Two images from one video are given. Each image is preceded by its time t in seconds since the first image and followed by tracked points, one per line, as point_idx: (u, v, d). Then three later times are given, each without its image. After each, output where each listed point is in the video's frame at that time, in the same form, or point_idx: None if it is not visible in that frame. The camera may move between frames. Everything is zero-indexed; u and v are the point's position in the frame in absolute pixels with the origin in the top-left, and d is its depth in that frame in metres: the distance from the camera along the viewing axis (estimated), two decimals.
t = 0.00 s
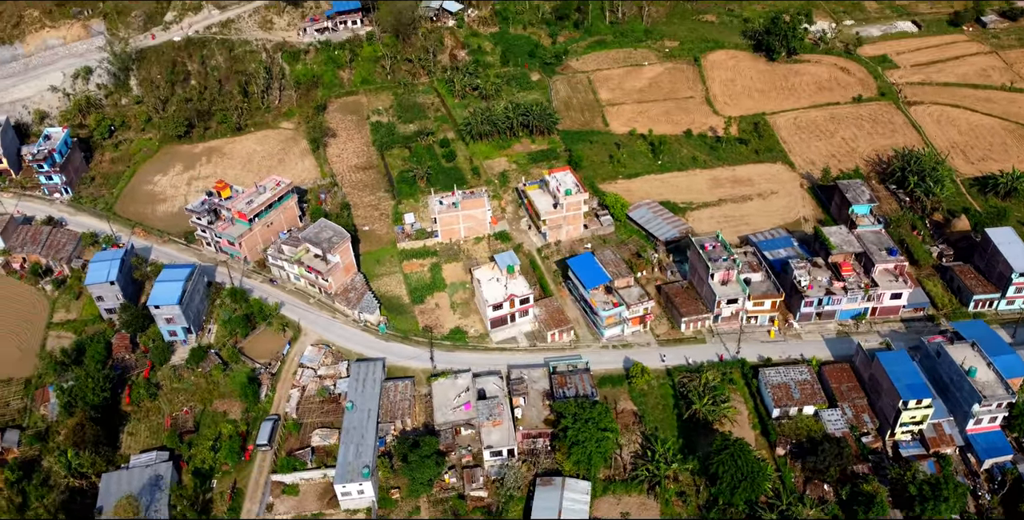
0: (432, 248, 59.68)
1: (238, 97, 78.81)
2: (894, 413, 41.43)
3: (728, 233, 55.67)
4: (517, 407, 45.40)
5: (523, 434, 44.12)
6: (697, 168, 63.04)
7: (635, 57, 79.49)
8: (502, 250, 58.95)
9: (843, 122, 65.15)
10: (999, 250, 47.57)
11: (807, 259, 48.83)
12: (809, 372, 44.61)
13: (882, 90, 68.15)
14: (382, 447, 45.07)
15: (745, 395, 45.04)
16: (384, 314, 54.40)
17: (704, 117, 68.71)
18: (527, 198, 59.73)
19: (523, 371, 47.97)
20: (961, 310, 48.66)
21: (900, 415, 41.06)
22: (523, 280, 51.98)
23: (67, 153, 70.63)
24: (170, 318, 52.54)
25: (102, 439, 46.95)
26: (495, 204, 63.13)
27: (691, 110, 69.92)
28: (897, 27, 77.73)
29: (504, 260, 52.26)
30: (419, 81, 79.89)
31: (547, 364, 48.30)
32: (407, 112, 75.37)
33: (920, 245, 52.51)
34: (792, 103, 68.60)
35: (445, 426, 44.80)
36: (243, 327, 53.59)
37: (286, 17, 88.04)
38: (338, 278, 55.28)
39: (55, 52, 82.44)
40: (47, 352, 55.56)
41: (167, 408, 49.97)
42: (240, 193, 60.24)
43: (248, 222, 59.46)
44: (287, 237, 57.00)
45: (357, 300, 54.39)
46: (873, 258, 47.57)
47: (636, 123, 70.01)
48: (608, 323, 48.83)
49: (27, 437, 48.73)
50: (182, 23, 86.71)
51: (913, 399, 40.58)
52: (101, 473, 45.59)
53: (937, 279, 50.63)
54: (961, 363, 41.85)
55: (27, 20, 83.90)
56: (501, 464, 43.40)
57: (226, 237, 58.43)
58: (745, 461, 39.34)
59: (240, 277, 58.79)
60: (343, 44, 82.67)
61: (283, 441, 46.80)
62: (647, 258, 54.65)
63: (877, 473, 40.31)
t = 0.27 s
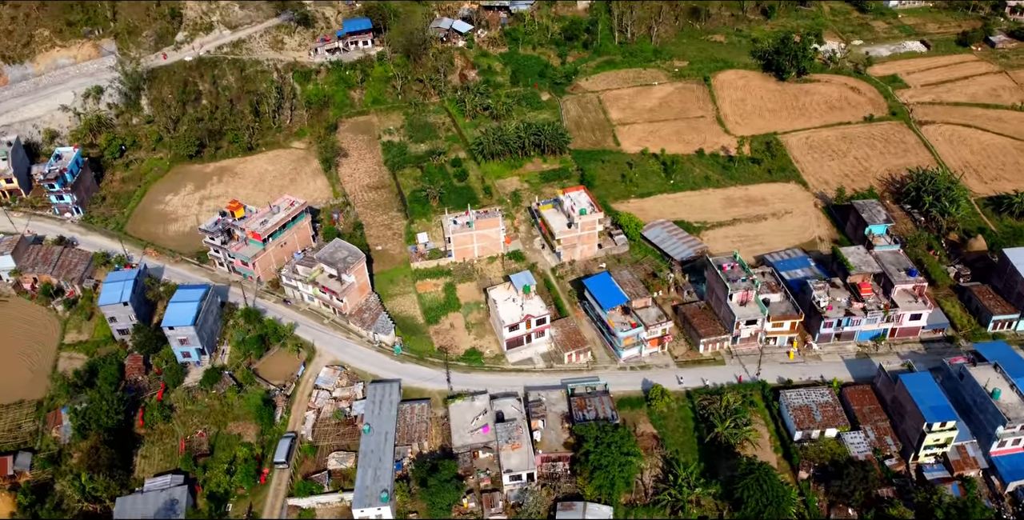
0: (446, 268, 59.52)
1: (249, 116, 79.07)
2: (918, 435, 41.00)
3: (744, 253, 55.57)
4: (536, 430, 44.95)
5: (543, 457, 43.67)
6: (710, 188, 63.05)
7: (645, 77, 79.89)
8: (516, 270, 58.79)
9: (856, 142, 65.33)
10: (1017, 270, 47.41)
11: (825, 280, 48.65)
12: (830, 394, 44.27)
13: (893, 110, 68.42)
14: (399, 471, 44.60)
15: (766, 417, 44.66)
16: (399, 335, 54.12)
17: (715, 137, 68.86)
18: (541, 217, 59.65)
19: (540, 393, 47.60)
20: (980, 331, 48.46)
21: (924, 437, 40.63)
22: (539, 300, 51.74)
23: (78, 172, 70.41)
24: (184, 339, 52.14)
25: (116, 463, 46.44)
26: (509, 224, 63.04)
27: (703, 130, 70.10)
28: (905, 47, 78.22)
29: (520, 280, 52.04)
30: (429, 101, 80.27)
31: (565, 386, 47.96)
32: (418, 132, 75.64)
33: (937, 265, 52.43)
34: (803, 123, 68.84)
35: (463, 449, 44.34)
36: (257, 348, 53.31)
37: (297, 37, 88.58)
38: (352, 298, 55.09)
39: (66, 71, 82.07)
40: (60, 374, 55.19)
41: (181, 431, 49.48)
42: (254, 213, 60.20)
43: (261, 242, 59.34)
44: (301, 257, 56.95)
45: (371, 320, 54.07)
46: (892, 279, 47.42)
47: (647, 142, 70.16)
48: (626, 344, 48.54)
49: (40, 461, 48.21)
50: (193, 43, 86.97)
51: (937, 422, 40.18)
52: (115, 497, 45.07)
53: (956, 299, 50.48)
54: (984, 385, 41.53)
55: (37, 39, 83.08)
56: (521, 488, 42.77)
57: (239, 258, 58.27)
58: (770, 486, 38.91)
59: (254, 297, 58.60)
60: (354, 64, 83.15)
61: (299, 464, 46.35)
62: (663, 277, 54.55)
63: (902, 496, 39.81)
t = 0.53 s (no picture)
0: (459, 287, 59.32)
1: (260, 135, 79.28)
2: (941, 457, 40.59)
3: (759, 273, 55.47)
4: (554, 452, 44.58)
5: (562, 480, 43.26)
6: (722, 206, 63.04)
7: (654, 95, 80.24)
8: (530, 289, 58.61)
9: (867, 161, 65.44)
10: None
11: (843, 299, 48.44)
12: (851, 415, 43.92)
13: (904, 129, 68.61)
14: (416, 494, 44.18)
15: (786, 439, 44.32)
16: (413, 355, 53.82)
17: (726, 156, 68.98)
18: (554, 236, 59.53)
19: (557, 415, 47.26)
20: (999, 351, 48.23)
21: (947, 459, 40.24)
22: (554, 320, 51.50)
23: (88, 191, 70.24)
24: (197, 360, 51.79)
25: (129, 486, 45.98)
26: (521, 242, 62.95)
27: (714, 149, 70.22)
28: (914, 66, 78.63)
29: (534, 300, 51.97)
30: (439, 120, 80.64)
31: (582, 407, 47.63)
32: (428, 151, 75.87)
33: (953, 285, 52.31)
34: (814, 142, 68.99)
35: (479, 472, 43.95)
36: (270, 369, 52.99)
37: (307, 56, 89.03)
38: (366, 318, 54.86)
39: (75, 91, 81.96)
40: (71, 395, 54.79)
41: (194, 453, 49.02)
42: (266, 232, 60.05)
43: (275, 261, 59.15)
44: (314, 277, 56.83)
45: (385, 341, 53.83)
46: (911, 299, 47.17)
47: (658, 161, 70.26)
48: (643, 365, 48.20)
49: (51, 483, 47.74)
50: (204, 62, 86.93)
51: (960, 444, 39.81)
52: None
53: (973, 319, 50.29)
54: (1006, 406, 41.25)
55: (47, 58, 83.34)
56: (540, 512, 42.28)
57: (252, 277, 58.04)
58: (795, 510, 38.62)
59: (266, 317, 58.37)
60: (364, 84, 83.59)
61: (314, 487, 45.93)
62: (678, 297, 54.37)
63: None
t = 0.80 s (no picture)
0: (471, 305, 59.11)
1: (269, 153, 79.42)
2: (962, 479, 40.19)
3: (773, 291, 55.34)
4: (571, 474, 44.39)
5: (580, 503, 43.01)
6: (734, 224, 63.00)
7: (662, 113, 80.52)
8: (542, 307, 58.42)
9: (878, 179, 65.51)
10: None
11: (860, 319, 48.26)
12: (870, 436, 43.49)
13: (914, 146, 68.79)
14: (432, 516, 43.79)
15: (805, 460, 43.94)
16: (426, 374, 53.51)
17: (737, 174, 69.04)
18: (566, 253, 59.36)
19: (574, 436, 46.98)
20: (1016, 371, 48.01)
21: (969, 481, 39.83)
22: (568, 339, 51.19)
23: (97, 210, 70.13)
24: (209, 380, 51.44)
25: (141, 508, 45.53)
26: (533, 260, 62.85)
27: (724, 167, 70.30)
28: (922, 84, 78.99)
29: (549, 319, 51.70)
30: (448, 138, 80.90)
31: (599, 428, 47.33)
32: (437, 169, 76.01)
33: (969, 303, 52.18)
34: (824, 159, 69.11)
35: (495, 494, 43.37)
36: (283, 389, 52.70)
37: (317, 74, 89.50)
38: (379, 337, 54.67)
39: (84, 108, 82.20)
40: (81, 415, 54.41)
41: (206, 474, 48.58)
42: (278, 250, 59.93)
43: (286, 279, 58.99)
44: (327, 295, 56.70)
45: (398, 360, 53.59)
46: (928, 318, 46.93)
47: (668, 178, 70.32)
48: (660, 385, 47.96)
49: (62, 505, 47.26)
50: (213, 81, 87.36)
51: (982, 465, 39.42)
52: None
53: (989, 338, 50.10)
54: None
55: (56, 75, 83.56)
56: None
57: (263, 295, 57.79)
58: None
59: (278, 336, 58.11)
60: (374, 102, 83.94)
61: (328, 509, 45.48)
62: (692, 315, 54.15)
63: None
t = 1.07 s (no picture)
0: (484, 326, 58.84)
1: (280, 174, 79.53)
2: (986, 504, 39.90)
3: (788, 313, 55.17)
4: (590, 500, 43.91)
5: None
6: (747, 245, 62.92)
7: (671, 134, 80.80)
8: (556, 329, 58.18)
9: (890, 200, 65.57)
10: None
11: (879, 342, 48.04)
12: (892, 461, 43.04)
13: (924, 168, 69.00)
14: None
15: (827, 485, 43.44)
16: (439, 397, 53.11)
17: (748, 195, 69.09)
18: (580, 274, 59.13)
19: (592, 461, 46.47)
20: None
21: (993, 506, 39.53)
22: (584, 362, 50.82)
23: (107, 230, 69.99)
24: (221, 403, 51.02)
25: None
26: (545, 281, 62.65)
27: (734, 188, 70.37)
28: (930, 106, 79.42)
29: (564, 341, 51.14)
30: (458, 159, 81.12)
31: (617, 453, 46.89)
32: (448, 189, 76.10)
33: (986, 326, 52.01)
34: (834, 181, 69.23)
35: None
36: (296, 412, 52.29)
37: (327, 95, 89.95)
38: (392, 360, 54.38)
39: (93, 128, 82.32)
40: (91, 439, 53.88)
41: (218, 499, 47.92)
42: (290, 271, 59.70)
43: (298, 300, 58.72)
44: (340, 317, 56.55)
45: (411, 383, 53.22)
46: (948, 341, 46.66)
47: (679, 199, 70.36)
48: (678, 409, 47.64)
49: None
50: (223, 101, 87.65)
51: (1006, 490, 39.16)
52: None
53: (1007, 361, 49.88)
54: None
55: (65, 95, 83.85)
56: None
57: (275, 316, 57.48)
58: None
59: (290, 358, 57.75)
60: (384, 123, 84.30)
61: None
62: (708, 337, 53.87)
63: None
